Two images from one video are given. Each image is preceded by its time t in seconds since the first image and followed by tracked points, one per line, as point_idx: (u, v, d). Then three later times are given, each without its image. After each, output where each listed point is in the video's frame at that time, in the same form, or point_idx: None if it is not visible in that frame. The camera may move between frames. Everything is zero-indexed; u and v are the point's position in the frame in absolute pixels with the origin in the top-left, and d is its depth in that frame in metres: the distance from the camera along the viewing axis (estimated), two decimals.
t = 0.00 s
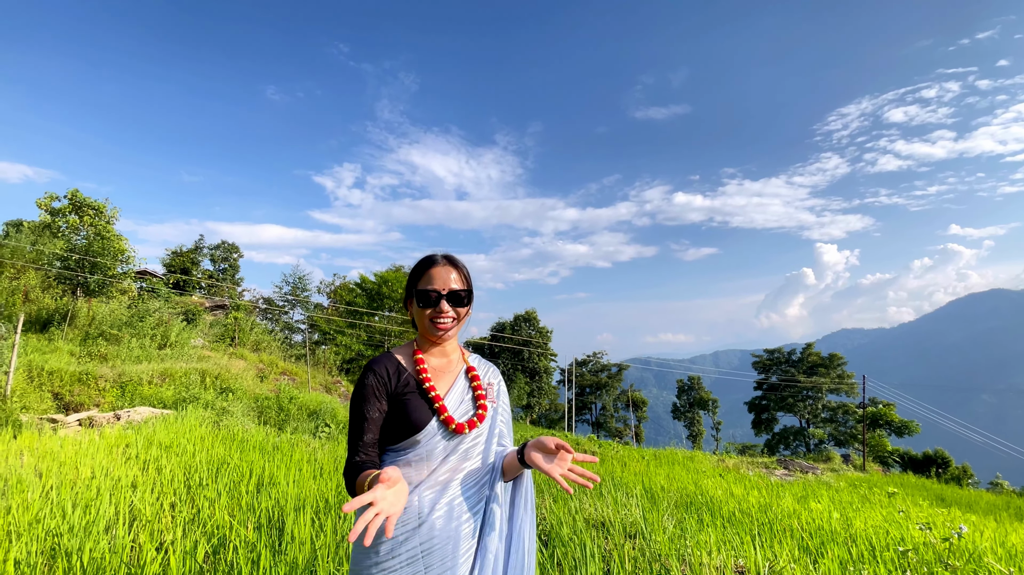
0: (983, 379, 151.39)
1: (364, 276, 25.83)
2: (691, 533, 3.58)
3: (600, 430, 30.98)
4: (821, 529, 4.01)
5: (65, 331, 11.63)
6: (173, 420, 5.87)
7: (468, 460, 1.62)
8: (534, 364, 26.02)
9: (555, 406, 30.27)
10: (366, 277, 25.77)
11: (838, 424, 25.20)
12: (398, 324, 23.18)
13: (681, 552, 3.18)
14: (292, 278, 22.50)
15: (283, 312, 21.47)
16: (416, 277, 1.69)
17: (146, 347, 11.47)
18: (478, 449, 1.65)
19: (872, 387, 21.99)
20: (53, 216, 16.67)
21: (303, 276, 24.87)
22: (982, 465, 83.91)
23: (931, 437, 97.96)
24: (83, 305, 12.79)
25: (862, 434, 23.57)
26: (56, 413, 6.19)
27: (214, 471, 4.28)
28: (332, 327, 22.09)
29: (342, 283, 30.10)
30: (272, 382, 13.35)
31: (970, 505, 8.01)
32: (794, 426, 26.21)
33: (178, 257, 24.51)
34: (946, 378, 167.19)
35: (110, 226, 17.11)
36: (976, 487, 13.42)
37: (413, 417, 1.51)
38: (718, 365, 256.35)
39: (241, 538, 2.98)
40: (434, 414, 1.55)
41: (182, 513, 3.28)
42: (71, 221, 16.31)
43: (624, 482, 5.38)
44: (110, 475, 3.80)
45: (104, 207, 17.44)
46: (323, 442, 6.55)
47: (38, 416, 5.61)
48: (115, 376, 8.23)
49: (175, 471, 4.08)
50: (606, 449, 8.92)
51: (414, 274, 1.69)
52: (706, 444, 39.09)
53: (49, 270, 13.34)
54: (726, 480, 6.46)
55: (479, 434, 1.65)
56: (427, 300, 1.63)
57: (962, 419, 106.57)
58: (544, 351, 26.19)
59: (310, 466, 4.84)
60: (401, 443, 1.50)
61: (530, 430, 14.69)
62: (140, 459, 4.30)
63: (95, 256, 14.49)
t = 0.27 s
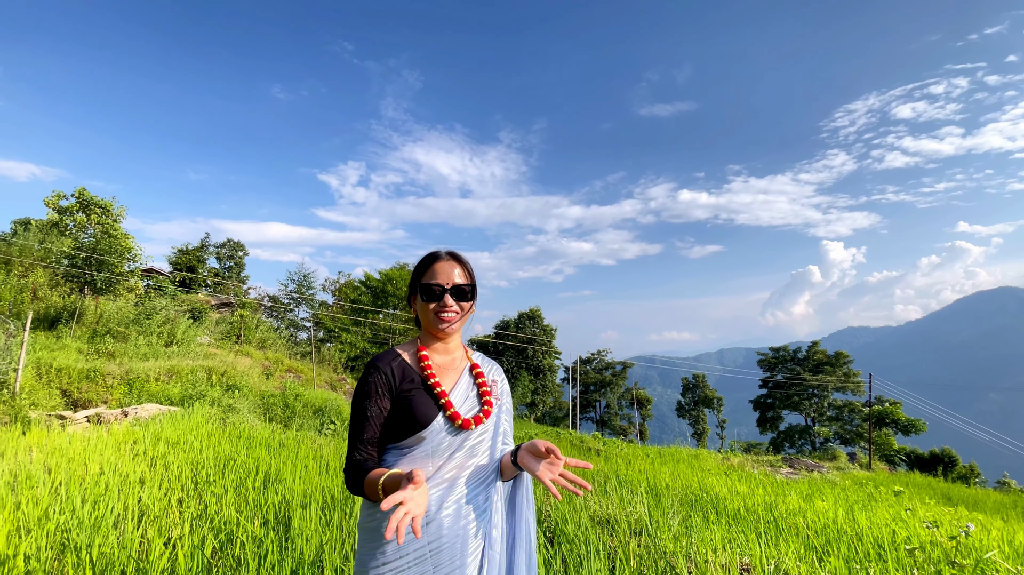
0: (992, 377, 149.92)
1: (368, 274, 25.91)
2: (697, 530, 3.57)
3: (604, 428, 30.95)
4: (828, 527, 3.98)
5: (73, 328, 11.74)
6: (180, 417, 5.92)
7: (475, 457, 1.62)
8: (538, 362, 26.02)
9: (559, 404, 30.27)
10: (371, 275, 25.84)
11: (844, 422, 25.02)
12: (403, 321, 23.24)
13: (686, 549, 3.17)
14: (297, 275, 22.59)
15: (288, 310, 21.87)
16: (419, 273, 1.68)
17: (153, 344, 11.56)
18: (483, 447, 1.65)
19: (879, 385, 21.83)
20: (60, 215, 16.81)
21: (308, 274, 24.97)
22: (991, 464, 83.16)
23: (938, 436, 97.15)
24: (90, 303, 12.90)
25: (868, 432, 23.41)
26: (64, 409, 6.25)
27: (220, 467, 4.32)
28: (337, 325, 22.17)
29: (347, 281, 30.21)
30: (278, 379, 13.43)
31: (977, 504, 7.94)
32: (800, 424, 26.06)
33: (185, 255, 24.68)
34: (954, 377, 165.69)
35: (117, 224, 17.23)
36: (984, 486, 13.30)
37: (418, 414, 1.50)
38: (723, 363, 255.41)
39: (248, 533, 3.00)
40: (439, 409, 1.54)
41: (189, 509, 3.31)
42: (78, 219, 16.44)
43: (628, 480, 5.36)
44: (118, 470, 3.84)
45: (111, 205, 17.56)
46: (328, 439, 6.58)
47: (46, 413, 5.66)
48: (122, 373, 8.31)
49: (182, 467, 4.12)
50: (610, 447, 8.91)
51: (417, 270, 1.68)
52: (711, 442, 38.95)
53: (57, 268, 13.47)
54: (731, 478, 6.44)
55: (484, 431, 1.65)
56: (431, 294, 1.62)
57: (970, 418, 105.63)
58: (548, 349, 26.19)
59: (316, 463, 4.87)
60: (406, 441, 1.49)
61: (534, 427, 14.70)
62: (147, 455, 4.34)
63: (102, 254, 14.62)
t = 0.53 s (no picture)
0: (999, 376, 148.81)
1: (372, 272, 25.96)
2: (701, 528, 3.56)
3: (607, 426, 30.94)
4: (832, 525, 3.95)
5: (79, 326, 11.83)
6: (185, 414, 5.95)
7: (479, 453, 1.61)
8: (541, 360, 26.04)
9: (562, 402, 30.27)
10: (374, 273, 25.89)
11: (849, 421, 24.90)
12: (406, 319, 23.28)
13: (690, 547, 3.16)
14: (301, 273, 22.66)
15: (293, 308, 21.98)
16: (421, 268, 1.67)
17: (158, 341, 11.63)
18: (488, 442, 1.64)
19: (884, 383, 21.72)
20: (66, 213, 16.92)
21: (312, 272, 25.03)
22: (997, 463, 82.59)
23: (944, 435, 96.57)
24: (96, 300, 12.98)
25: (873, 431, 23.32)
26: (70, 406, 6.30)
27: (225, 464, 4.33)
28: (341, 323, 22.24)
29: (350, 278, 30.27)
30: (282, 376, 13.50)
31: (982, 503, 7.90)
32: (804, 423, 25.96)
33: (189, 253, 24.80)
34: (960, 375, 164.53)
35: (122, 222, 17.33)
36: (989, 484, 13.23)
37: (422, 410, 1.49)
38: (726, 361, 254.67)
39: (253, 530, 3.00)
40: (444, 405, 1.54)
41: (195, 506, 3.32)
42: (83, 218, 16.54)
43: (632, 477, 5.36)
44: (124, 467, 3.86)
45: (116, 203, 17.66)
46: (332, 436, 6.60)
47: (52, 409, 5.71)
48: (128, 371, 8.37)
49: (187, 464, 4.14)
50: (613, 445, 8.90)
51: (420, 265, 1.67)
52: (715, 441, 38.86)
53: (63, 265, 13.55)
54: (735, 476, 6.42)
55: (489, 427, 1.65)
56: (433, 290, 1.62)
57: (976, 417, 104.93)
58: (551, 347, 26.18)
59: (320, 460, 4.88)
60: (410, 437, 1.48)
61: (538, 425, 14.71)
62: (153, 452, 4.36)
63: (108, 252, 14.73)
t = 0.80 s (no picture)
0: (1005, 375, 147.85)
1: (375, 270, 26.01)
2: (703, 526, 3.55)
3: (610, 424, 30.93)
4: (834, 524, 3.94)
5: (84, 323, 11.91)
6: (189, 411, 5.99)
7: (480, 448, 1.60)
8: (544, 358, 26.07)
9: (565, 400, 30.28)
10: (377, 271, 25.94)
11: (852, 420, 24.79)
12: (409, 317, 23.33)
13: (691, 544, 3.16)
14: (304, 271, 22.74)
15: (296, 306, 22.06)
16: (418, 266, 1.67)
17: (163, 339, 11.71)
18: (489, 437, 1.64)
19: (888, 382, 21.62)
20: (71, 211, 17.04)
21: (315, 270, 25.11)
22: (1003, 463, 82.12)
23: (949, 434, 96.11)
24: (101, 298, 13.06)
25: (877, 430, 23.21)
26: (76, 403, 6.35)
27: (229, 460, 4.36)
28: (344, 321, 22.30)
29: (353, 276, 30.32)
30: (286, 374, 13.58)
31: (987, 502, 7.85)
32: (807, 421, 25.88)
33: (193, 251, 24.92)
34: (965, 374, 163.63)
35: (126, 220, 17.43)
36: (992, 484, 13.18)
37: (421, 406, 1.50)
38: (730, 360, 254.08)
39: (256, 526, 3.02)
40: (444, 400, 1.54)
41: (199, 502, 3.34)
42: (88, 216, 16.66)
43: (634, 475, 5.35)
44: (128, 463, 3.89)
45: (120, 201, 17.75)
46: (336, 433, 6.63)
47: (58, 406, 5.75)
48: (133, 368, 8.42)
49: (191, 461, 4.17)
50: (616, 443, 8.89)
51: (416, 263, 1.68)
52: (718, 439, 38.66)
53: (68, 263, 13.64)
54: (737, 475, 6.42)
55: (489, 422, 1.64)
56: (431, 287, 1.62)
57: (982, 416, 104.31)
58: (554, 345, 26.20)
59: (323, 457, 4.91)
60: (409, 434, 1.48)
61: (540, 423, 14.73)
62: (158, 449, 4.39)
63: (112, 250, 14.81)
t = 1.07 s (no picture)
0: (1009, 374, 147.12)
1: (377, 268, 26.04)
2: (705, 524, 3.55)
3: (612, 422, 30.94)
4: (836, 522, 3.94)
5: (88, 321, 11.97)
6: (193, 408, 6.03)
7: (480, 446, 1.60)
8: (546, 356, 26.09)
9: (567, 398, 30.30)
10: (380, 269, 25.99)
11: (855, 418, 24.73)
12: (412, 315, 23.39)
13: (693, 542, 3.16)
14: (307, 269, 22.79)
15: (299, 304, 22.11)
16: (416, 263, 1.68)
17: (166, 337, 11.76)
18: (489, 435, 1.64)
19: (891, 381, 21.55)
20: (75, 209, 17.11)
21: (318, 268, 25.16)
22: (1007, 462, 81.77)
23: (953, 433, 95.74)
24: (105, 296, 13.12)
25: (879, 428, 23.16)
26: (80, 400, 6.39)
27: (232, 457, 4.39)
28: (347, 319, 22.35)
29: (356, 274, 30.36)
30: (289, 371, 13.64)
31: (989, 501, 7.84)
32: (810, 419, 25.83)
33: (196, 249, 25.01)
34: (969, 373, 162.90)
35: (130, 219, 17.49)
36: (996, 482, 13.14)
37: (421, 405, 1.50)
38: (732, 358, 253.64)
39: (259, 522, 3.04)
40: (443, 399, 1.54)
41: (202, 498, 3.36)
42: (92, 214, 16.75)
43: (635, 473, 5.36)
44: (132, 460, 3.92)
45: (124, 200, 17.80)
46: (338, 431, 6.65)
47: (63, 403, 5.79)
48: (137, 365, 8.46)
49: (195, 458, 4.19)
50: (618, 441, 8.90)
51: (414, 260, 1.68)
52: (720, 437, 38.58)
53: (72, 262, 13.72)
54: (739, 473, 6.42)
55: (489, 420, 1.64)
56: (429, 283, 1.62)
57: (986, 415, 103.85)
58: (556, 343, 26.21)
59: (326, 454, 4.94)
60: (410, 432, 1.49)
61: (542, 421, 14.75)
62: (161, 446, 4.42)
63: (117, 248, 14.86)
